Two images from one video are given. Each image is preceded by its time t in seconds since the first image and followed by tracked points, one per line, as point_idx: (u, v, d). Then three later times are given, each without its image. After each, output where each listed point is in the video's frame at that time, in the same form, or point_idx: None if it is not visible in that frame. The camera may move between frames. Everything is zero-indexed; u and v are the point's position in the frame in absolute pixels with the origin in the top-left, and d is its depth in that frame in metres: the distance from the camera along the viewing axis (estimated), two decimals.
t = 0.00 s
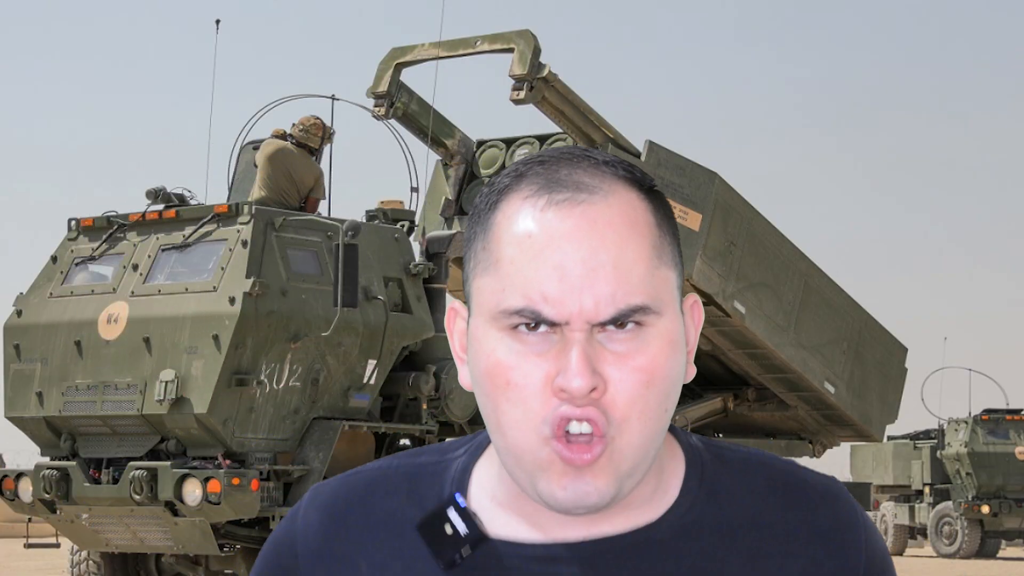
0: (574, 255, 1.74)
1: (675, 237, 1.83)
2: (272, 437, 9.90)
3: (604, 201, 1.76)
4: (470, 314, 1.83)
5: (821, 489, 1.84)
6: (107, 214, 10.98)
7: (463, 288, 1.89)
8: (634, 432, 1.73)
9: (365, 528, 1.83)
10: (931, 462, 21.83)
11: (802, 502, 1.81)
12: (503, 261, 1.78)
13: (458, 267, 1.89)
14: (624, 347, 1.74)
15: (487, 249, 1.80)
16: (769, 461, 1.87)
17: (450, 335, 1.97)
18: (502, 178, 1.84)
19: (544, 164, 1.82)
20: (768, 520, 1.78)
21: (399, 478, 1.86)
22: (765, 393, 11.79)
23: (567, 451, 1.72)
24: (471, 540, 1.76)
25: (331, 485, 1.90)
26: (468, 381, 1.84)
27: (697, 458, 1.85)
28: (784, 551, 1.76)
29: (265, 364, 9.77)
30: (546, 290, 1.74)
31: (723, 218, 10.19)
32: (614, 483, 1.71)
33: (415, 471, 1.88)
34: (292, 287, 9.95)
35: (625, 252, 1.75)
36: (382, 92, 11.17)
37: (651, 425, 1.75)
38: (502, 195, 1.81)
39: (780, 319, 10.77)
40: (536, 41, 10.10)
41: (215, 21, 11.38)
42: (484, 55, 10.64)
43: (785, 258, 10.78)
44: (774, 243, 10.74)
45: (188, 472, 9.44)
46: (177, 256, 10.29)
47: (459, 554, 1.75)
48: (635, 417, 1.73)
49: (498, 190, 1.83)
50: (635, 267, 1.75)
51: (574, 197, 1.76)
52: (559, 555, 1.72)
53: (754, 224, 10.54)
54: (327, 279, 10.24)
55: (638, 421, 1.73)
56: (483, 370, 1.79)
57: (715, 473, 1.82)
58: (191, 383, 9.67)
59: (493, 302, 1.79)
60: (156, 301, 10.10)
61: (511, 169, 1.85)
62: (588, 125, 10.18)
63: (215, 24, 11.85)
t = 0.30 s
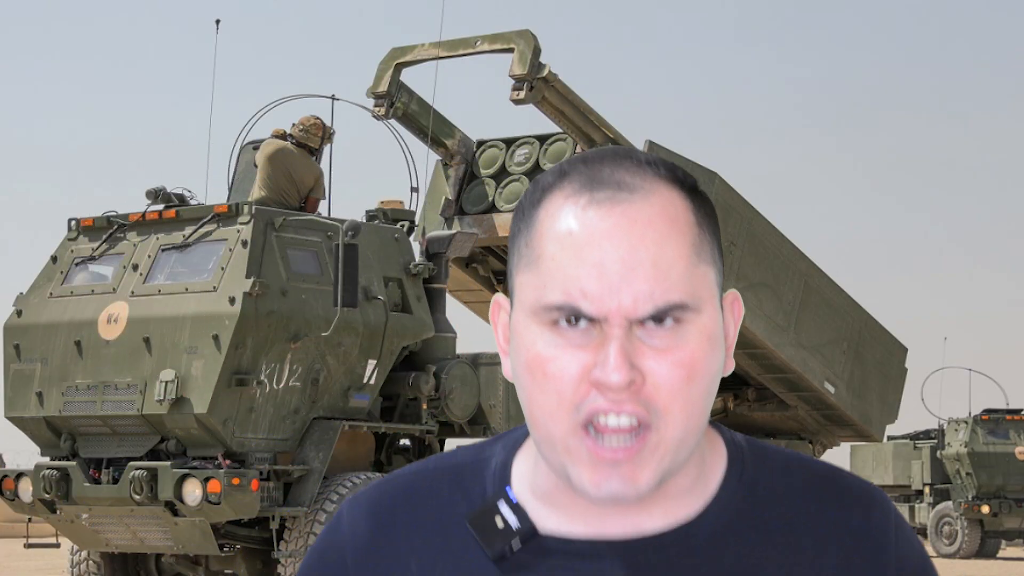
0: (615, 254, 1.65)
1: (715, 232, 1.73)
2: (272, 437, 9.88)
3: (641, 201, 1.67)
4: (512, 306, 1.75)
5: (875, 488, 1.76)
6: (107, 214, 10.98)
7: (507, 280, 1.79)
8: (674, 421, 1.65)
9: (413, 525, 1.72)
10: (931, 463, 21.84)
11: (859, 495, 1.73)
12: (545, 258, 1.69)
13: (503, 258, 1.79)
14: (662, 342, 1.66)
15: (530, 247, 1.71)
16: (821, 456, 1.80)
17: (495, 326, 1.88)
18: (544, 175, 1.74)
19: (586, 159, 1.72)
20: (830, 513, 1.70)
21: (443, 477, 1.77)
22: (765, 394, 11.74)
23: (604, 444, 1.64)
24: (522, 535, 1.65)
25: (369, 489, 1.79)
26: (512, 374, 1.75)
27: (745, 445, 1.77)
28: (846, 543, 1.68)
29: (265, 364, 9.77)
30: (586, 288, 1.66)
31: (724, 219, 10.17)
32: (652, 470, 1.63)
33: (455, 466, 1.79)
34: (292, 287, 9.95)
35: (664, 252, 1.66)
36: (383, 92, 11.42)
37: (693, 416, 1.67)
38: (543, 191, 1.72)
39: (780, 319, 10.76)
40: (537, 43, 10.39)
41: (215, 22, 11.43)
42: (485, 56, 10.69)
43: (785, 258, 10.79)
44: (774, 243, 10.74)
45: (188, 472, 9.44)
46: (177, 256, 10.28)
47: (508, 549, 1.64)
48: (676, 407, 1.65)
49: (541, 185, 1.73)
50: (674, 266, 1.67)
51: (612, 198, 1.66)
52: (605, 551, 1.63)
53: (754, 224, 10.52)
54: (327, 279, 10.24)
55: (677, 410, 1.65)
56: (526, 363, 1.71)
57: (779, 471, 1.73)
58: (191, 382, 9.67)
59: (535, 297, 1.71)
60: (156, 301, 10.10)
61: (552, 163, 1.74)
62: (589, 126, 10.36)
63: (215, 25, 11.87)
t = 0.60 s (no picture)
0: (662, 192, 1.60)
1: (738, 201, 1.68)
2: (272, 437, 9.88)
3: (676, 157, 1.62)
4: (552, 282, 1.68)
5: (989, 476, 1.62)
6: (107, 214, 10.97)
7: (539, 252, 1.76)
8: (723, 377, 1.57)
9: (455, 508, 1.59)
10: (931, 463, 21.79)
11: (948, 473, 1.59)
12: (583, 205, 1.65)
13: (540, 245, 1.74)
14: (709, 293, 1.60)
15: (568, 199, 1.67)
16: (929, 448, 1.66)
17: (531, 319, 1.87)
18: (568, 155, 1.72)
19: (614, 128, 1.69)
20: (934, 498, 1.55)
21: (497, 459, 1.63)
22: (765, 393, 11.72)
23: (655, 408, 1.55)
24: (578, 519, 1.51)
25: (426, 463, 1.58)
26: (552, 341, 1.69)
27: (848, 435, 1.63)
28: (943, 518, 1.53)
29: (265, 364, 9.78)
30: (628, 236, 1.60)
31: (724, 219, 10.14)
32: (705, 440, 1.53)
33: (517, 458, 1.63)
34: (293, 287, 9.96)
35: (703, 202, 1.61)
36: (383, 92, 11.41)
37: (738, 371, 1.59)
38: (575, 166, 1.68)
39: (780, 319, 10.76)
40: (537, 42, 10.77)
41: (216, 22, 11.47)
42: (485, 55, 10.72)
43: (785, 258, 10.77)
44: (775, 243, 10.72)
45: (188, 472, 9.43)
46: (177, 256, 10.29)
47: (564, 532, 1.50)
48: (722, 359, 1.57)
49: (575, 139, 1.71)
50: (719, 213, 1.61)
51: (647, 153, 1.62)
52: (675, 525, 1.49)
53: (754, 224, 10.47)
54: (327, 279, 10.23)
55: (724, 365, 1.57)
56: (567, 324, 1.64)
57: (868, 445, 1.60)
58: (191, 383, 9.67)
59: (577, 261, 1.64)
60: (156, 301, 10.10)
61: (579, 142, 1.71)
62: (588, 126, 10.83)
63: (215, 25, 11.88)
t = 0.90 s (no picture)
0: (691, 264, 1.93)
1: (787, 239, 2.02)
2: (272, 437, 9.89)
3: (717, 213, 1.95)
4: (592, 318, 2.04)
5: (939, 482, 2.05)
6: (107, 214, 10.96)
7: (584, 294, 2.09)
8: (752, 430, 1.92)
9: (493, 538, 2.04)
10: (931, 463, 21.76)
11: (908, 491, 2.03)
12: (623, 271, 1.98)
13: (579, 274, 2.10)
14: (739, 352, 1.93)
15: (608, 260, 2.00)
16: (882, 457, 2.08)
17: (569, 334, 2.20)
18: (619, 188, 2.04)
19: (661, 175, 2.01)
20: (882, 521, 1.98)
21: (525, 490, 2.09)
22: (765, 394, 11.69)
23: (684, 453, 1.91)
24: (599, 559, 1.96)
25: (452, 501, 2.11)
26: (591, 383, 2.05)
27: (808, 461, 2.07)
28: (912, 538, 1.98)
29: (264, 364, 9.79)
30: (664, 299, 1.93)
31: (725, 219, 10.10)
32: (733, 476, 1.91)
33: (539, 481, 2.11)
34: (292, 287, 9.95)
35: (740, 261, 1.94)
36: (383, 92, 11.47)
37: (769, 423, 1.94)
38: (620, 206, 2.02)
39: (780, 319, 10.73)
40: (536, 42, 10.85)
41: (217, 23, 11.49)
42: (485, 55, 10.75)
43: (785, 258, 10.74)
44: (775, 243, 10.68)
45: (188, 472, 9.43)
46: (177, 255, 10.29)
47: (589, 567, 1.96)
48: (753, 416, 1.92)
49: (617, 199, 2.03)
50: (749, 276, 1.94)
51: (688, 211, 1.95)
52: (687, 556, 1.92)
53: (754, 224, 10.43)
54: (327, 279, 10.23)
55: (754, 420, 1.92)
56: (604, 375, 2.00)
57: (823, 474, 2.04)
58: (191, 383, 9.67)
59: (614, 310, 1.99)
60: (156, 301, 10.11)
61: (628, 178, 2.04)
62: (587, 125, 11.01)
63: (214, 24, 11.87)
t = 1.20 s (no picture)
0: (736, 292, 1.67)
1: (836, 260, 1.75)
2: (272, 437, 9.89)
3: (766, 234, 1.68)
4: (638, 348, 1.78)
5: (985, 488, 1.83)
6: (107, 214, 10.96)
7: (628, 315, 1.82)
8: (803, 468, 1.66)
9: (543, 555, 1.83)
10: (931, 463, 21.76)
11: (960, 503, 1.81)
12: (667, 298, 1.72)
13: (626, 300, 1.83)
14: (789, 385, 1.66)
15: (652, 285, 1.74)
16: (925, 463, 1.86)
17: (613, 350, 1.92)
18: (663, 207, 1.76)
19: (708, 188, 1.73)
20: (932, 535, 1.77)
21: (571, 501, 1.85)
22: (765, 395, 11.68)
23: (731, 492, 1.65)
24: None
25: (498, 510, 1.88)
26: (635, 405, 1.79)
27: (855, 472, 1.82)
28: (950, 559, 1.75)
29: (264, 364, 9.79)
30: (708, 328, 1.68)
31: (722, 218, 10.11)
32: (777, 508, 1.66)
33: (588, 491, 1.86)
34: (292, 287, 9.95)
35: (788, 288, 1.67)
36: (383, 92, 11.50)
37: (820, 458, 1.68)
38: (666, 227, 1.74)
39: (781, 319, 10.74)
40: (536, 42, 10.89)
41: (217, 23, 11.54)
42: (484, 55, 10.78)
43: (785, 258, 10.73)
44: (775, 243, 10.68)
45: (188, 472, 9.43)
46: (177, 256, 10.29)
47: None
48: (804, 452, 1.66)
49: (661, 220, 1.75)
50: (797, 306, 1.68)
51: (733, 232, 1.68)
52: None
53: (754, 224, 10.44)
54: (327, 279, 10.23)
55: (804, 456, 1.66)
56: (649, 405, 1.73)
57: (874, 488, 1.81)
58: (191, 383, 9.67)
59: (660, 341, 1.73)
60: (156, 301, 10.11)
61: (673, 196, 1.75)
62: (587, 125, 11.05)
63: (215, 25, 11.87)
